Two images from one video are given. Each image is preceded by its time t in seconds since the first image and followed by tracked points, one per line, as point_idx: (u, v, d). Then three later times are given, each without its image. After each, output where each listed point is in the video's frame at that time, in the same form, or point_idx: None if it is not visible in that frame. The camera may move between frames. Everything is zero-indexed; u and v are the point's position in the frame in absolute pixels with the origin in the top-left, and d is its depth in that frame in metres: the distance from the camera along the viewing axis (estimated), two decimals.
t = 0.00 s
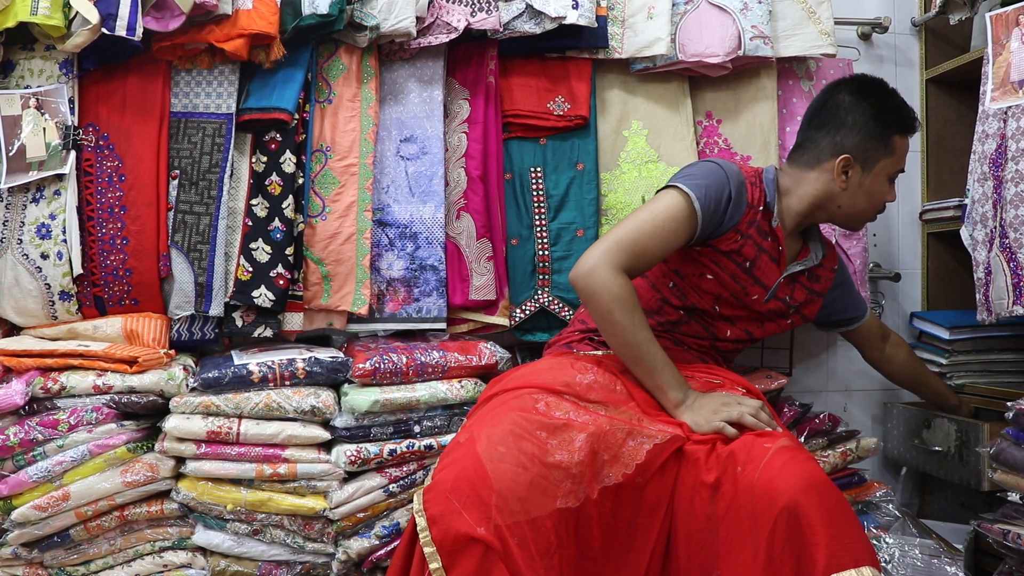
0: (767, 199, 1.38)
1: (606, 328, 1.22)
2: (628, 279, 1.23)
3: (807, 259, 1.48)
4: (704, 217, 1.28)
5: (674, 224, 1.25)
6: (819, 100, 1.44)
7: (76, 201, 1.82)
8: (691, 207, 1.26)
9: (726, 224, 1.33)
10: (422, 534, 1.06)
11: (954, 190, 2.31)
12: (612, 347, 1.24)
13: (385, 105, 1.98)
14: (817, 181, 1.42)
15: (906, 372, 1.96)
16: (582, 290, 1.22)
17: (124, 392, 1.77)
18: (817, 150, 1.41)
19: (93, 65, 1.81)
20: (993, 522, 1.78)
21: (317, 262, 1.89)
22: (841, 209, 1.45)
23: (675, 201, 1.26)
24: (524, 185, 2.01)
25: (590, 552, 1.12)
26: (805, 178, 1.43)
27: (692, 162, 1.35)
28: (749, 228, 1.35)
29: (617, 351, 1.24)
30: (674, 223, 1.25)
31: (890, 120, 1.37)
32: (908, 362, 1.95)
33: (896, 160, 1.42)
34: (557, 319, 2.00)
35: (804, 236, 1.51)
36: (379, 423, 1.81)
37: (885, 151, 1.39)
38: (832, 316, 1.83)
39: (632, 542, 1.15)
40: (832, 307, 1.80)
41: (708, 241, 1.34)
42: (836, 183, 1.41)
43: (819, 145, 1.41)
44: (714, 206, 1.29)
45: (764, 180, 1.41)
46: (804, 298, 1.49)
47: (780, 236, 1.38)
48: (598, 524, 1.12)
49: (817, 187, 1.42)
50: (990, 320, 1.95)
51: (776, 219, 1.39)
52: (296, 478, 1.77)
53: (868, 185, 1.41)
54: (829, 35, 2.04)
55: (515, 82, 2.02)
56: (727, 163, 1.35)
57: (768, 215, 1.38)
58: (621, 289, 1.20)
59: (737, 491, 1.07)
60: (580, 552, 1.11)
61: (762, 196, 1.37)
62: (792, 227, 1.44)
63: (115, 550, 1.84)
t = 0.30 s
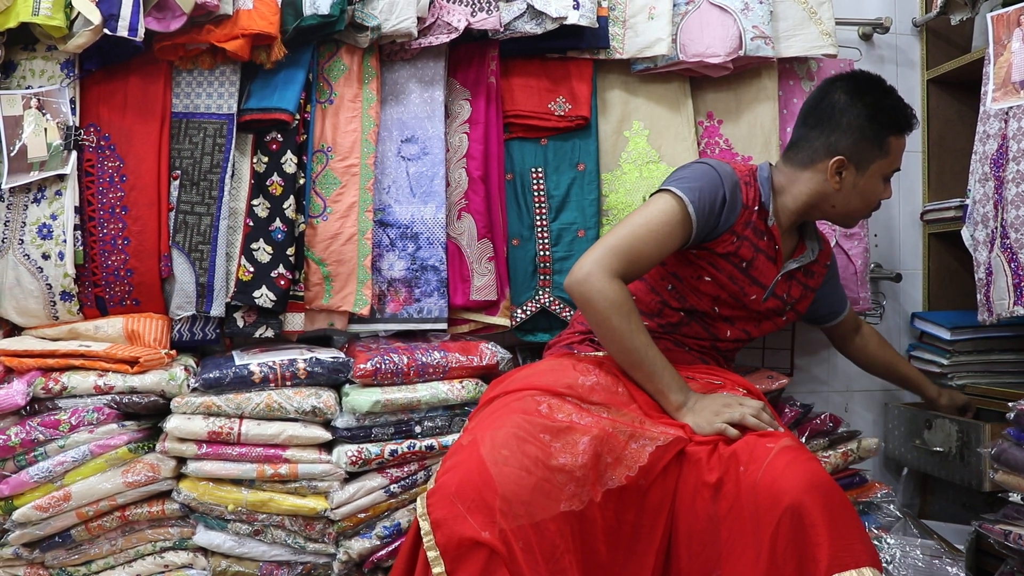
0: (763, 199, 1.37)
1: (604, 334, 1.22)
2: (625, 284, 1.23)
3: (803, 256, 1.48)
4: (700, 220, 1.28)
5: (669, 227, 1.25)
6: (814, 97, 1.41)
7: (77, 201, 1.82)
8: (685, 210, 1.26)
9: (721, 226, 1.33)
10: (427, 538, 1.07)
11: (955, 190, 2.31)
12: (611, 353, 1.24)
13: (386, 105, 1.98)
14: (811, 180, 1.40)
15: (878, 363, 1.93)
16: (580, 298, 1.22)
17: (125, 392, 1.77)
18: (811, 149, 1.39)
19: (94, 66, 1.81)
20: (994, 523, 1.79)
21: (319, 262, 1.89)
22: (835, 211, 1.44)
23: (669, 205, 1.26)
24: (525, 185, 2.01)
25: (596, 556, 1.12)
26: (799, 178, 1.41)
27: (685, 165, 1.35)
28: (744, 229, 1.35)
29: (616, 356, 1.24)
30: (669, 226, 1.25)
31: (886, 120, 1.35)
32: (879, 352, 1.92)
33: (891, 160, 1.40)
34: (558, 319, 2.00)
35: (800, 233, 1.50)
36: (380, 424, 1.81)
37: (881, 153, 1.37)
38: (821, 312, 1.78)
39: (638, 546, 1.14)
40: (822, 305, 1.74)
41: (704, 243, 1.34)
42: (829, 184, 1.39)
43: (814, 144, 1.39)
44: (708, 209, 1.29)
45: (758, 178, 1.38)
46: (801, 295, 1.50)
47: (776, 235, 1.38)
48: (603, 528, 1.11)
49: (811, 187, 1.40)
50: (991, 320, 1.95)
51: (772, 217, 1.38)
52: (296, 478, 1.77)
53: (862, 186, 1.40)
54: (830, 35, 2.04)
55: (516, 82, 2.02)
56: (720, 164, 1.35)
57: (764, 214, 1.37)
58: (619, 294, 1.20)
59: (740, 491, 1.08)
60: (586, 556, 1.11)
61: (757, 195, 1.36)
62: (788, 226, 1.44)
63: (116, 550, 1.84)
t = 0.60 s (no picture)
0: (754, 194, 1.37)
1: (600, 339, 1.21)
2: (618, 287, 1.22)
3: (796, 247, 1.46)
4: (689, 219, 1.28)
5: (659, 229, 1.25)
6: (801, 89, 1.40)
7: (77, 202, 1.82)
8: (674, 210, 1.26)
9: (710, 223, 1.32)
10: (426, 540, 1.06)
11: (955, 190, 2.31)
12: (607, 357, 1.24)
13: (386, 105, 1.98)
14: (799, 172, 1.38)
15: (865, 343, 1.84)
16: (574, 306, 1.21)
17: (126, 392, 1.77)
18: (799, 141, 1.38)
19: (94, 66, 1.81)
20: (995, 523, 1.78)
21: (319, 263, 1.89)
22: (825, 202, 1.42)
23: (657, 206, 1.26)
24: (525, 185, 2.01)
25: (600, 559, 1.11)
26: (787, 170, 1.39)
27: (671, 164, 1.35)
28: (736, 225, 1.35)
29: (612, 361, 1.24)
30: (657, 228, 1.25)
31: (874, 111, 1.33)
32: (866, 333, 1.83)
33: (881, 148, 1.37)
34: (559, 319, 2.00)
35: (793, 223, 1.49)
36: (380, 424, 1.81)
37: (868, 142, 1.34)
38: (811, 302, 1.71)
39: (640, 548, 1.14)
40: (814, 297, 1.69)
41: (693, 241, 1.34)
42: (818, 175, 1.37)
43: (801, 136, 1.38)
44: (696, 207, 1.29)
45: (747, 172, 1.39)
46: (796, 285, 1.49)
47: (768, 228, 1.38)
48: (604, 531, 1.11)
49: (800, 178, 1.38)
50: (991, 320, 1.95)
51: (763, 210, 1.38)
52: (297, 478, 1.77)
53: (851, 176, 1.38)
54: (830, 35, 2.04)
55: (517, 82, 2.02)
56: (706, 161, 1.35)
57: (754, 207, 1.37)
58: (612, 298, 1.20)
59: (739, 492, 1.08)
60: (589, 559, 1.10)
61: (746, 190, 1.36)
62: (779, 217, 1.42)
63: (117, 550, 1.84)
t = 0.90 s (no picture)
0: (738, 186, 1.26)
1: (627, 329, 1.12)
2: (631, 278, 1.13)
3: (783, 235, 1.35)
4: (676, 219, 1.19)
5: (650, 223, 1.16)
6: (774, 78, 1.29)
7: (76, 202, 1.82)
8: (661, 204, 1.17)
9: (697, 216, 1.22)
10: (425, 546, 1.05)
11: (954, 190, 2.32)
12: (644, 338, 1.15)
13: (385, 105, 1.98)
14: (777, 162, 1.27)
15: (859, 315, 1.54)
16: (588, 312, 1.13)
17: (124, 392, 1.77)
18: (773, 130, 1.27)
19: (94, 66, 1.81)
20: (993, 523, 1.78)
21: (318, 262, 1.89)
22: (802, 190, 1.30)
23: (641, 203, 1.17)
24: (524, 185, 2.01)
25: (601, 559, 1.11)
26: (766, 161, 1.28)
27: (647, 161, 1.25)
28: (722, 218, 1.25)
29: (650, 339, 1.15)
30: (647, 222, 1.15)
31: (850, 96, 1.21)
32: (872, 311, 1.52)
33: (860, 133, 1.24)
34: (558, 319, 2.00)
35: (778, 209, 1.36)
36: (379, 424, 1.81)
37: (844, 128, 1.22)
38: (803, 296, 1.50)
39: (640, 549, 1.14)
40: (801, 293, 1.49)
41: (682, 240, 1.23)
42: (797, 166, 1.26)
43: (776, 125, 1.26)
44: (680, 204, 1.19)
45: (728, 164, 1.28)
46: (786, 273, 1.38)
47: (754, 219, 1.28)
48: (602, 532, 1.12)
49: (778, 170, 1.27)
50: (990, 320, 1.95)
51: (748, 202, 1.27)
52: (296, 478, 1.77)
53: (830, 163, 1.25)
54: (829, 36, 2.04)
55: (515, 82, 2.02)
56: (683, 155, 1.26)
57: (739, 199, 1.27)
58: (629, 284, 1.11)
59: (737, 492, 1.08)
60: (590, 560, 1.11)
61: (729, 183, 1.26)
62: (762, 208, 1.31)
63: (115, 551, 1.84)
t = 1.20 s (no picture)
0: (710, 177, 1.21)
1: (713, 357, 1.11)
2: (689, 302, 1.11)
3: (764, 217, 1.28)
4: (682, 221, 1.16)
5: (669, 237, 1.13)
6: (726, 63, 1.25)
7: (74, 202, 1.81)
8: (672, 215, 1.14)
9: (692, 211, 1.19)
10: (427, 549, 1.06)
11: (953, 190, 2.32)
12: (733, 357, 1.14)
13: (384, 105, 1.98)
14: (732, 144, 1.21)
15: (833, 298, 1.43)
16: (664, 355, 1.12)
17: (123, 392, 1.77)
18: (725, 111, 1.22)
19: (93, 65, 1.81)
20: (992, 523, 1.78)
21: (317, 262, 1.89)
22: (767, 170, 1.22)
23: (651, 223, 1.14)
24: (523, 185, 2.02)
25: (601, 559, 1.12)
26: (723, 144, 1.23)
27: (623, 179, 1.22)
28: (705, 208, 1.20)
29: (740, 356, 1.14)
30: (670, 238, 1.13)
31: (795, 68, 1.15)
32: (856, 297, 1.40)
33: (811, 103, 1.17)
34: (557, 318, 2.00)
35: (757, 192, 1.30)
36: (378, 424, 1.81)
37: (791, 100, 1.16)
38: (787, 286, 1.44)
39: (639, 549, 1.15)
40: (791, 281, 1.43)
41: (690, 242, 1.20)
42: (751, 144, 1.20)
43: (727, 106, 1.22)
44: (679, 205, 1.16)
45: (696, 156, 1.23)
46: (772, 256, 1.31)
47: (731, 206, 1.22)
48: (602, 530, 1.12)
49: (734, 151, 1.21)
50: (989, 320, 1.95)
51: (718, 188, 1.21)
52: (295, 478, 1.77)
53: (783, 138, 1.18)
54: (828, 35, 2.04)
55: (514, 82, 2.02)
56: (647, 155, 1.23)
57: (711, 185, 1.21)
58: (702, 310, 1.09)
59: (736, 493, 1.08)
60: (591, 560, 1.11)
61: (700, 174, 1.21)
62: (734, 194, 1.25)
63: (114, 551, 1.83)
